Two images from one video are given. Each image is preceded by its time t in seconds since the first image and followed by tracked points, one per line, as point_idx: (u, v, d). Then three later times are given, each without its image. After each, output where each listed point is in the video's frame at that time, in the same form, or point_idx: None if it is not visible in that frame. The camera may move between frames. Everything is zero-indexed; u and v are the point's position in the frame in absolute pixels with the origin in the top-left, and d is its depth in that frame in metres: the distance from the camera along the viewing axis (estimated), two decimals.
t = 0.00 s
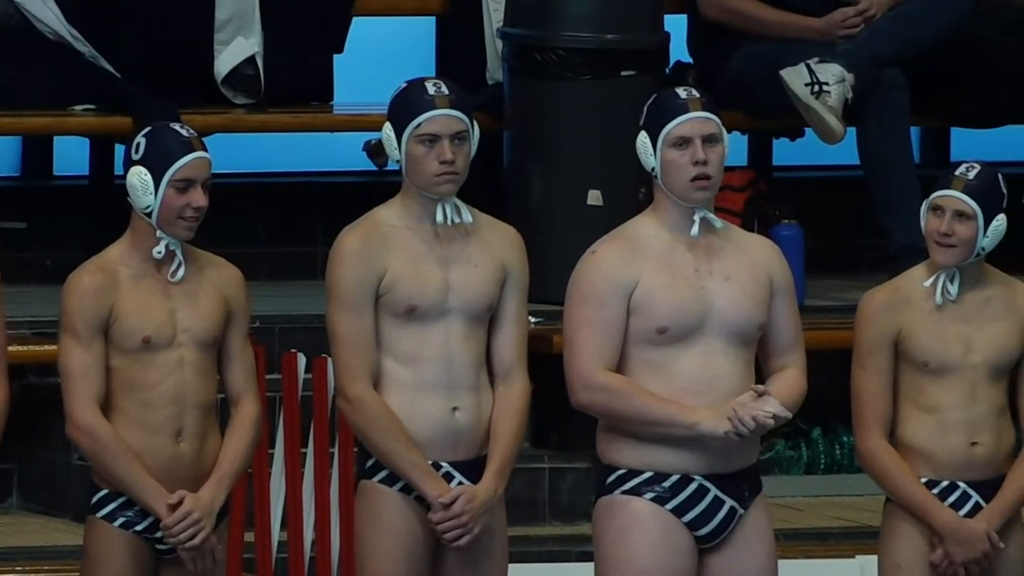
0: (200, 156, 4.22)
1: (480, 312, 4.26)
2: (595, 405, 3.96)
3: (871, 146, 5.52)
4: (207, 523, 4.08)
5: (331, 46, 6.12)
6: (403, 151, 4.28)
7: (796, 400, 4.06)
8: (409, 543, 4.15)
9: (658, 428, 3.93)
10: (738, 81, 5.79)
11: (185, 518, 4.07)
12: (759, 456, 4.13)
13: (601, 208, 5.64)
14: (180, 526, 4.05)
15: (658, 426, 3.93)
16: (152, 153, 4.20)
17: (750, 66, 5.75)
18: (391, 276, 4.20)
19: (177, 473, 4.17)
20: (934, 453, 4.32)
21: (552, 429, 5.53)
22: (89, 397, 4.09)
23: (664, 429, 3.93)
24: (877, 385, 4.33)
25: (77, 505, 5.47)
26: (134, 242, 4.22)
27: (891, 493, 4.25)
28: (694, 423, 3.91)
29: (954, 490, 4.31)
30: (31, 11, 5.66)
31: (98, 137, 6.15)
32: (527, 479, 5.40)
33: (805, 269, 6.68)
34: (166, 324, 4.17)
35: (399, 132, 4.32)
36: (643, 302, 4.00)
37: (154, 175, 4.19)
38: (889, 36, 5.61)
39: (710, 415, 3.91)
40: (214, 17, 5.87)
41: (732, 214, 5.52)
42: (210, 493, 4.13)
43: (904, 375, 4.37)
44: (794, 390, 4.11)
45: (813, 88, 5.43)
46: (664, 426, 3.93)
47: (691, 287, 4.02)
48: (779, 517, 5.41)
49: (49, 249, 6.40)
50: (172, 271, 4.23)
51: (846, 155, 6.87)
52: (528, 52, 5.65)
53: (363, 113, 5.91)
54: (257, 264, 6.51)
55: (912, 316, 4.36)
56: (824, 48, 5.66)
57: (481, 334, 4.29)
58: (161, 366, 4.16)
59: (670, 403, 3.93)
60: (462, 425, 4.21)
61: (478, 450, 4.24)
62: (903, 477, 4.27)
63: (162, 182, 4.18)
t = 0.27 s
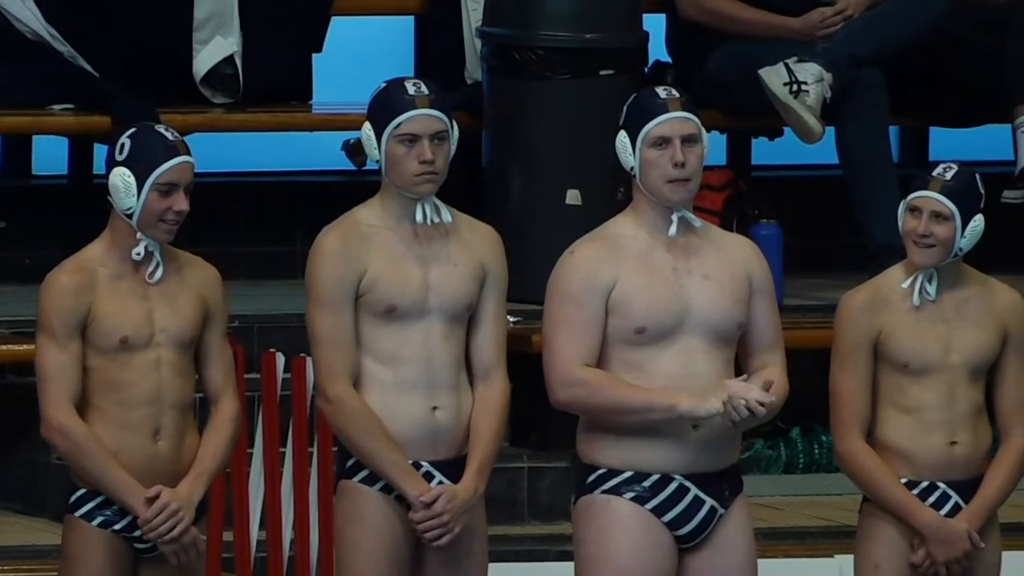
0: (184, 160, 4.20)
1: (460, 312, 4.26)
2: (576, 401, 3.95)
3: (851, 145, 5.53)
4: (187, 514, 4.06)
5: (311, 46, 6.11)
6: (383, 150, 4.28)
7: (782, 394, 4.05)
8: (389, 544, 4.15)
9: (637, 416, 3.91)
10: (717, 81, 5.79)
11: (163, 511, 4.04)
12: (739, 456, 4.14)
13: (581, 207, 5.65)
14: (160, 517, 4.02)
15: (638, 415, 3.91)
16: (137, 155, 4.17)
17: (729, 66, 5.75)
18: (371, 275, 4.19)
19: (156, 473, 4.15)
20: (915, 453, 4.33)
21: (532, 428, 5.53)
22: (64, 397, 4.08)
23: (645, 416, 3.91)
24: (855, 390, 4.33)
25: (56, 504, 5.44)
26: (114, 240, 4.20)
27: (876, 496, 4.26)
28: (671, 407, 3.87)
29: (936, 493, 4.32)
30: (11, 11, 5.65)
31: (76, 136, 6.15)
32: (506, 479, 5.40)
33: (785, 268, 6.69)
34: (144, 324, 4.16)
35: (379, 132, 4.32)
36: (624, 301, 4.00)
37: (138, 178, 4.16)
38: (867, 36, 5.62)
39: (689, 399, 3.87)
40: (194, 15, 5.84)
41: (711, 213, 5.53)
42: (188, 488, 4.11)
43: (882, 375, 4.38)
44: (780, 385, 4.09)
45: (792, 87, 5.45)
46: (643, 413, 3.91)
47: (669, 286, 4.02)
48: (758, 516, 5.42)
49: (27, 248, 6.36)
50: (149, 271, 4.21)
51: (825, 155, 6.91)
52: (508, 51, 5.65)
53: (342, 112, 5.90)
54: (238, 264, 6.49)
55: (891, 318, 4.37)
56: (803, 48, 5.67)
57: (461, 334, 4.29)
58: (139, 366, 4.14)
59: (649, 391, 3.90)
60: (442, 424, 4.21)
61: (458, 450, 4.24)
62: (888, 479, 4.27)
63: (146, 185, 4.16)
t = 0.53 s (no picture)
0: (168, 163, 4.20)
1: (439, 311, 4.26)
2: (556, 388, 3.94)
3: (829, 144, 5.54)
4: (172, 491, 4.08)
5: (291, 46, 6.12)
6: (362, 150, 4.27)
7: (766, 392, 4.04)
8: (369, 544, 4.14)
9: (616, 366, 3.84)
10: (697, 80, 5.80)
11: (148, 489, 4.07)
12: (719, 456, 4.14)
13: (560, 206, 5.65)
14: (146, 493, 4.04)
15: (618, 364, 3.84)
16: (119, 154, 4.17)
17: (709, 65, 5.77)
18: (351, 275, 4.19)
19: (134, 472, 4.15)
20: (898, 451, 4.34)
21: (511, 427, 5.55)
22: (41, 396, 4.07)
23: (624, 363, 3.83)
24: (834, 391, 4.35)
25: (35, 504, 5.44)
26: (96, 238, 4.20)
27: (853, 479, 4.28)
28: (641, 336, 3.81)
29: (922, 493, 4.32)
30: None
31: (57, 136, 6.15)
32: (485, 477, 5.41)
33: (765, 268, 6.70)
34: (123, 324, 4.16)
35: (358, 131, 4.31)
36: (603, 300, 4.01)
37: (121, 180, 4.15)
38: (846, 35, 5.63)
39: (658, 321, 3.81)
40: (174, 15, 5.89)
41: (690, 212, 5.54)
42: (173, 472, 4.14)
43: (864, 375, 4.40)
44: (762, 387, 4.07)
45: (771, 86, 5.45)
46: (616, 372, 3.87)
47: (647, 284, 4.02)
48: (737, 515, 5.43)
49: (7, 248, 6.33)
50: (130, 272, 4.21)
51: (807, 154, 6.90)
52: (487, 51, 5.65)
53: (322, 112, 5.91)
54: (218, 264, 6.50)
55: (876, 319, 4.38)
56: (783, 47, 5.67)
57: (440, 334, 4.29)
58: (118, 366, 4.14)
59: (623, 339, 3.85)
60: (421, 424, 4.20)
61: (437, 449, 4.23)
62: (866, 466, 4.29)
63: (127, 186, 4.16)
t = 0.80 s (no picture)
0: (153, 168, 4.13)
1: (419, 309, 4.25)
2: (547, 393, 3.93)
3: (811, 143, 5.54)
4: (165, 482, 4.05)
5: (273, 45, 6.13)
6: (343, 148, 4.24)
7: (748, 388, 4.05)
8: (344, 542, 4.14)
9: (619, 386, 3.87)
10: (678, 79, 5.82)
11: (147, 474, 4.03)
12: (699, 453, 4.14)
13: (541, 204, 5.65)
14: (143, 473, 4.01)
15: (622, 383, 3.87)
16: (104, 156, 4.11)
17: (690, 64, 5.78)
18: (331, 273, 4.17)
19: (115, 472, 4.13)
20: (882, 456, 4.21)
21: (492, 426, 5.56)
22: (20, 395, 4.04)
23: (628, 383, 3.86)
24: (813, 388, 4.20)
25: (16, 503, 5.45)
26: (78, 237, 4.17)
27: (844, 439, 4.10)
28: (647, 363, 3.84)
29: (909, 495, 4.18)
30: None
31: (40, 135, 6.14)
32: (466, 476, 5.42)
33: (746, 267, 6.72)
34: (106, 323, 4.13)
35: (338, 129, 4.28)
36: (586, 300, 4.00)
37: (105, 183, 4.09)
38: (828, 34, 5.64)
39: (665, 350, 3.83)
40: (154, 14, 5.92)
41: (672, 211, 5.54)
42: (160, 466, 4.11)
43: (846, 373, 4.24)
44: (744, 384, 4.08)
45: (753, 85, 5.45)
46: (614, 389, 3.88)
47: (631, 283, 4.02)
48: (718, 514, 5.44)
49: None
50: (112, 272, 4.18)
51: (786, 153, 6.91)
52: (469, 50, 5.66)
53: (304, 111, 5.92)
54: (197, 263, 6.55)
55: (857, 319, 4.22)
56: (764, 46, 5.68)
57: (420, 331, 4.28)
58: (99, 365, 4.11)
59: (627, 358, 3.88)
60: (400, 423, 4.19)
61: (415, 447, 4.23)
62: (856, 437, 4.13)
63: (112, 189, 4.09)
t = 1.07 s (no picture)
0: (139, 172, 4.13)
1: (402, 308, 4.25)
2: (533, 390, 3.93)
3: (795, 141, 5.55)
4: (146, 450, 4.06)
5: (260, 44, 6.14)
6: (327, 146, 4.24)
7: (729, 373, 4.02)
8: (325, 542, 4.14)
9: (591, 368, 3.84)
10: (663, 78, 5.83)
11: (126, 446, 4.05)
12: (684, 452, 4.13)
13: (526, 204, 5.68)
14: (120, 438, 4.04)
15: (595, 365, 3.83)
16: (89, 160, 4.11)
17: (676, 63, 5.79)
18: (313, 272, 4.17)
19: (100, 471, 4.12)
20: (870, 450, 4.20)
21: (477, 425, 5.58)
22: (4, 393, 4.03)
23: (601, 365, 3.83)
24: (805, 386, 4.19)
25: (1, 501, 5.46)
26: (65, 237, 4.16)
27: (837, 429, 4.09)
28: (619, 337, 3.81)
29: (897, 496, 4.16)
30: None
31: (27, 135, 6.15)
32: (451, 475, 5.44)
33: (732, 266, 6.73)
34: (90, 322, 4.12)
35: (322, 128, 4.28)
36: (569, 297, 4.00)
37: (90, 184, 4.08)
38: (813, 33, 5.65)
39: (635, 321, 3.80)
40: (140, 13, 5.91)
41: (656, 210, 5.60)
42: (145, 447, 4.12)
43: (837, 372, 4.23)
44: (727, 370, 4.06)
45: (738, 83, 5.47)
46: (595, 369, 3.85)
47: (617, 281, 4.03)
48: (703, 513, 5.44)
49: None
50: (98, 271, 4.17)
51: (774, 152, 6.91)
52: (454, 48, 5.66)
53: (290, 110, 5.93)
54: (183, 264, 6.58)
55: (848, 319, 4.20)
56: (750, 45, 5.69)
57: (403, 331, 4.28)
58: (83, 364, 4.10)
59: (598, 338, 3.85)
60: (382, 421, 4.20)
61: (397, 445, 4.23)
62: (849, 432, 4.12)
63: (96, 192, 4.09)
